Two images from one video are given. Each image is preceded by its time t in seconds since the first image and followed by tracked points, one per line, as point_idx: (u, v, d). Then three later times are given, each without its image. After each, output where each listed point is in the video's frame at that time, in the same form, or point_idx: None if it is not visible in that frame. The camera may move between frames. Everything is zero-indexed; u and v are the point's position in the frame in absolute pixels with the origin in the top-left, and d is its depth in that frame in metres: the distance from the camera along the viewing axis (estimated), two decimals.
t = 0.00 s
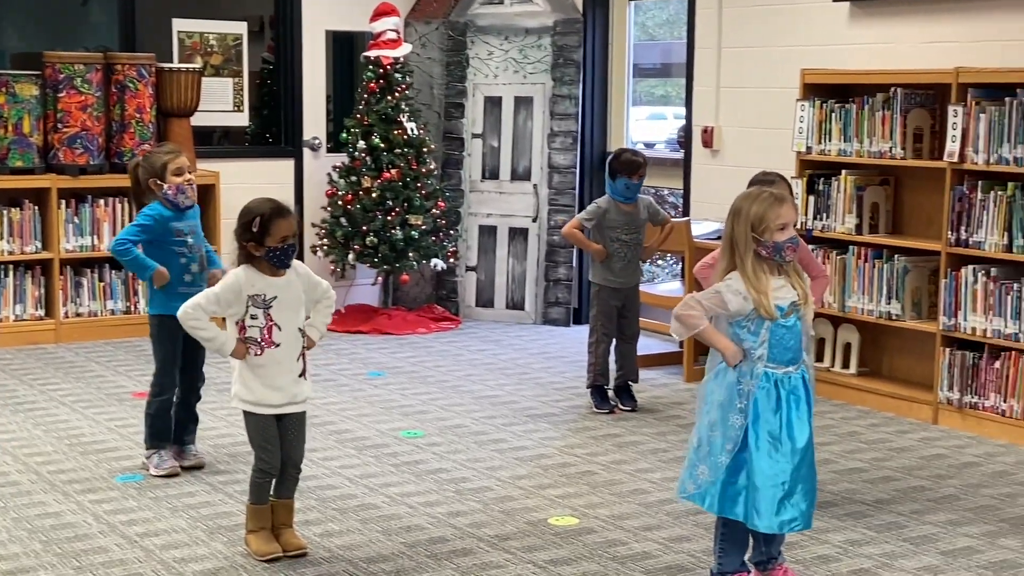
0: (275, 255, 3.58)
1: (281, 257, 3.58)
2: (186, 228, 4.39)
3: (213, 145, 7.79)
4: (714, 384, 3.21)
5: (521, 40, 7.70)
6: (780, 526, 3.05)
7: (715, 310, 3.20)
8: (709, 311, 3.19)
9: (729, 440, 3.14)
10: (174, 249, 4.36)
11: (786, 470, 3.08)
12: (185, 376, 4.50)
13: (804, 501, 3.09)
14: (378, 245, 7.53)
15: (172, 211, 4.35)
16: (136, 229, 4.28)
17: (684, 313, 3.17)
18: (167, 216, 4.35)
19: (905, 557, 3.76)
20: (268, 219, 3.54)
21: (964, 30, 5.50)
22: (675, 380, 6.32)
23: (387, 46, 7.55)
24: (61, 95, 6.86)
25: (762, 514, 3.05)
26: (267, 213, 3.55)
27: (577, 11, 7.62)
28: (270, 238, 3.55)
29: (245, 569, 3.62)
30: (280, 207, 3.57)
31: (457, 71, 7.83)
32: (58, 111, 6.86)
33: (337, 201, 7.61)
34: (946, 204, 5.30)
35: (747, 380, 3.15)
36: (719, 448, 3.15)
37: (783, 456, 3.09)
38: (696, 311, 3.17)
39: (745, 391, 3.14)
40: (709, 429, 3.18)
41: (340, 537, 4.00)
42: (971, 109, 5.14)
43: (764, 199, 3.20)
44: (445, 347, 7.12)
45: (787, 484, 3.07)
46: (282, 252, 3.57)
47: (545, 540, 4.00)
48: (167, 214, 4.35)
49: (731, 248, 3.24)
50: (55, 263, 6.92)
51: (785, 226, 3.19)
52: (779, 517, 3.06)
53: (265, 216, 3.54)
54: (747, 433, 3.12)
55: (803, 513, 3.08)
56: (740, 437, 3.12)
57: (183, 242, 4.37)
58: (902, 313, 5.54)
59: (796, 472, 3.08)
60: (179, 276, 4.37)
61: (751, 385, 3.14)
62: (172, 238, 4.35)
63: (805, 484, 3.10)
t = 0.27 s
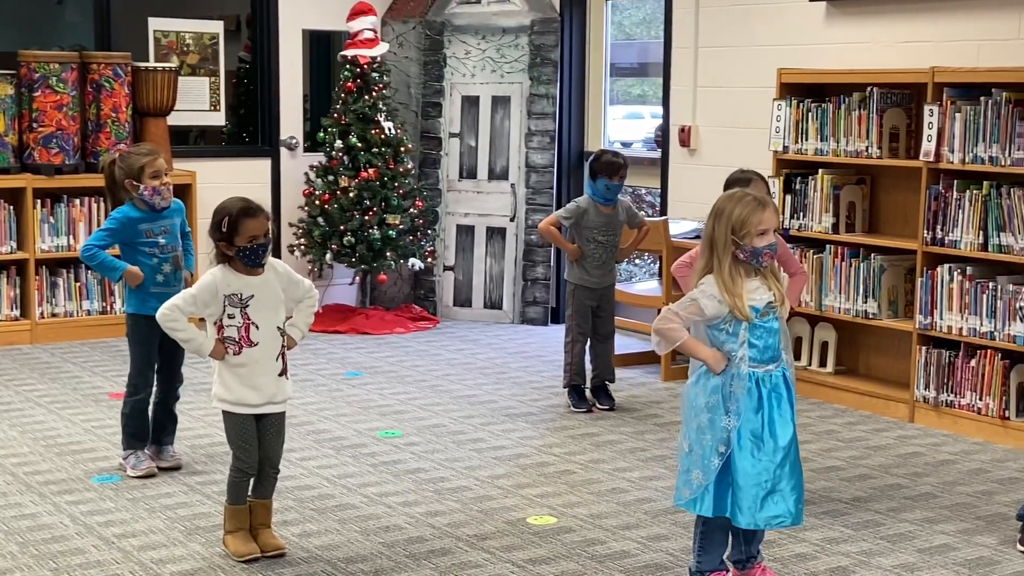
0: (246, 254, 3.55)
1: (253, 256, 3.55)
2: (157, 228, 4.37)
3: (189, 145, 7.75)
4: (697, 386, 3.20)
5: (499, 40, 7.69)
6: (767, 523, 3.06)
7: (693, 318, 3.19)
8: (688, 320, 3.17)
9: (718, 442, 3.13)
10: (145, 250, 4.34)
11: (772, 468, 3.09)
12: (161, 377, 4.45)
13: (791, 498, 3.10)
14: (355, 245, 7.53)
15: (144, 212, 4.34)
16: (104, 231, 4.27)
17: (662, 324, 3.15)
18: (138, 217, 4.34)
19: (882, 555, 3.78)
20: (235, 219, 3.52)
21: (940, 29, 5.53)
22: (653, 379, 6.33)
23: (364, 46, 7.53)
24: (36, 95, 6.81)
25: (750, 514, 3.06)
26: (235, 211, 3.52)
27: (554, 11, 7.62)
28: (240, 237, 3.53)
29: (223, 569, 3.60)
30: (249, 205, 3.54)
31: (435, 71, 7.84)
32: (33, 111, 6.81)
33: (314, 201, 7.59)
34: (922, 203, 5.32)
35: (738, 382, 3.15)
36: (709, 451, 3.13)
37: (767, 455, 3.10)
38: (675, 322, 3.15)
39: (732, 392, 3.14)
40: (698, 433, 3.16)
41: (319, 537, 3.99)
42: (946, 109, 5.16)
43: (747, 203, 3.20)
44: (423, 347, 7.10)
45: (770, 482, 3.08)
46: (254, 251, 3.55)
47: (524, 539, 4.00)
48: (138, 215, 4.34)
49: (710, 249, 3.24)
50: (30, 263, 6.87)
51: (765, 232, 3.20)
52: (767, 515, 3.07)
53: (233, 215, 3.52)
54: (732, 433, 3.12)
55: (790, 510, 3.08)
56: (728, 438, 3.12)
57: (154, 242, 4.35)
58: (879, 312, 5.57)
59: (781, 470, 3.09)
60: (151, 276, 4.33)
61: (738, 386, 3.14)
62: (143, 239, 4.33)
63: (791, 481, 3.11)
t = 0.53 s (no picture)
0: (227, 255, 3.53)
1: (233, 258, 3.53)
2: (141, 234, 4.32)
3: (167, 145, 7.71)
4: (678, 385, 3.20)
5: (477, 40, 7.69)
6: (749, 523, 3.07)
7: (675, 320, 3.18)
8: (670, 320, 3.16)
9: (701, 442, 3.13)
10: (126, 256, 4.31)
11: (754, 469, 3.10)
12: (148, 382, 4.42)
13: (773, 498, 3.11)
14: (334, 245, 7.52)
15: (128, 217, 4.30)
16: (86, 235, 4.24)
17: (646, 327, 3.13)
18: (121, 222, 4.29)
19: (862, 553, 3.80)
20: (217, 220, 3.51)
21: (917, 30, 5.56)
22: (632, 379, 6.34)
23: (343, 45, 7.49)
24: (14, 95, 6.76)
25: (733, 514, 3.07)
26: (217, 213, 3.51)
27: (533, 11, 7.63)
28: (220, 239, 3.51)
29: (203, 570, 3.59)
30: (232, 207, 3.54)
31: (412, 71, 7.86)
32: (10, 111, 6.76)
33: (292, 201, 7.56)
34: (900, 202, 5.35)
35: (718, 381, 3.14)
36: (693, 450, 3.13)
37: (748, 455, 3.11)
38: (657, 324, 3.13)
39: (714, 391, 3.14)
40: (681, 431, 3.16)
41: (299, 537, 3.98)
42: (924, 109, 5.19)
43: (724, 201, 3.21)
44: (402, 347, 7.09)
45: (751, 482, 3.09)
46: (234, 253, 3.53)
47: (505, 539, 3.99)
48: (121, 220, 4.30)
49: (688, 249, 3.25)
50: (7, 263, 6.82)
51: (743, 229, 3.20)
52: (749, 516, 3.07)
53: (215, 217, 3.51)
54: (714, 433, 3.12)
55: (773, 511, 3.09)
56: (711, 438, 3.11)
57: (135, 249, 4.31)
58: (857, 311, 5.59)
59: (763, 470, 3.10)
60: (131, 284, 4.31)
61: (719, 385, 3.14)
62: (125, 245, 4.30)
63: (773, 481, 3.12)
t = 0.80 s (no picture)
0: (206, 251, 3.52)
1: (213, 253, 3.53)
2: (122, 229, 4.31)
3: (145, 145, 7.68)
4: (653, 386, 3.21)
5: (457, 40, 7.68)
6: (725, 523, 3.07)
7: (652, 318, 3.19)
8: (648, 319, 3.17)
9: (676, 442, 3.13)
10: (109, 251, 4.28)
11: (730, 468, 3.11)
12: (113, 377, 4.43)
13: (748, 498, 3.12)
14: (313, 245, 7.50)
15: (109, 213, 4.28)
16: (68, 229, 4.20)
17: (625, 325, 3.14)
18: (104, 217, 4.27)
19: (840, 551, 3.81)
20: (199, 217, 3.51)
21: (894, 30, 5.59)
22: (612, 378, 6.35)
23: (322, 45, 7.48)
24: None
25: (709, 515, 3.07)
26: (198, 210, 3.52)
27: (512, 11, 7.63)
28: (201, 235, 3.51)
29: (181, 571, 3.57)
30: (214, 205, 3.55)
31: (392, 72, 7.80)
32: None
33: (271, 201, 7.54)
34: (877, 202, 5.37)
35: (695, 381, 3.15)
36: (667, 450, 3.14)
37: (724, 454, 3.11)
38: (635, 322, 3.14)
39: (690, 391, 3.15)
40: (655, 431, 3.17)
41: (278, 538, 3.96)
42: (901, 109, 5.22)
43: (702, 201, 3.22)
44: (381, 347, 7.08)
45: (728, 481, 3.10)
46: (214, 249, 3.52)
47: (484, 539, 3.99)
48: (103, 214, 4.27)
49: (665, 249, 3.25)
50: None
51: (720, 227, 3.21)
52: (726, 516, 3.08)
53: (197, 213, 3.52)
54: (689, 432, 3.13)
55: (748, 510, 3.10)
56: (687, 438, 3.12)
57: (117, 244, 4.30)
58: (835, 310, 5.61)
59: (739, 470, 3.11)
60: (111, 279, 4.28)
61: (695, 385, 3.15)
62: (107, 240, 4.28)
63: (748, 480, 3.13)
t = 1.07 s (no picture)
0: (188, 252, 3.49)
1: (195, 256, 3.50)
2: (98, 229, 4.29)
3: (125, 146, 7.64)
4: (634, 385, 3.20)
5: (437, 40, 7.69)
6: (707, 522, 3.07)
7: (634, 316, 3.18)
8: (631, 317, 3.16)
9: (660, 441, 3.13)
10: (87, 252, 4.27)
11: (711, 467, 3.12)
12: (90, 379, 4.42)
13: (728, 496, 3.13)
14: (293, 246, 7.46)
15: (86, 213, 4.25)
16: (44, 232, 4.18)
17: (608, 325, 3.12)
18: (81, 218, 4.24)
19: (820, 551, 3.82)
20: (183, 216, 3.49)
21: (873, 32, 5.61)
22: (592, 379, 6.35)
23: (302, 46, 7.48)
24: None
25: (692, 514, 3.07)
26: (182, 210, 3.50)
27: (492, 12, 7.62)
28: (184, 234, 3.49)
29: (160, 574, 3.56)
30: (196, 206, 3.53)
31: (372, 71, 7.84)
32: None
33: (251, 201, 7.51)
34: (857, 202, 5.40)
35: (672, 380, 3.15)
36: (652, 450, 3.13)
37: (705, 453, 3.12)
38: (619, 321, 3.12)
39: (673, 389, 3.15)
40: (642, 430, 3.16)
41: (258, 540, 3.95)
42: (880, 110, 5.24)
43: (680, 200, 3.23)
44: (362, 348, 7.07)
45: (709, 480, 3.10)
46: (195, 252, 3.49)
47: (465, 540, 3.99)
48: (80, 215, 4.24)
49: (645, 248, 3.26)
50: None
51: (699, 227, 3.23)
52: (707, 515, 3.08)
53: (180, 213, 3.50)
54: (669, 433, 3.13)
55: (728, 509, 3.11)
56: (670, 436, 3.12)
57: (94, 245, 4.28)
58: (815, 311, 5.63)
59: (719, 469, 3.12)
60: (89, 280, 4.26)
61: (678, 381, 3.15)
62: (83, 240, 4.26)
63: (727, 479, 3.14)
